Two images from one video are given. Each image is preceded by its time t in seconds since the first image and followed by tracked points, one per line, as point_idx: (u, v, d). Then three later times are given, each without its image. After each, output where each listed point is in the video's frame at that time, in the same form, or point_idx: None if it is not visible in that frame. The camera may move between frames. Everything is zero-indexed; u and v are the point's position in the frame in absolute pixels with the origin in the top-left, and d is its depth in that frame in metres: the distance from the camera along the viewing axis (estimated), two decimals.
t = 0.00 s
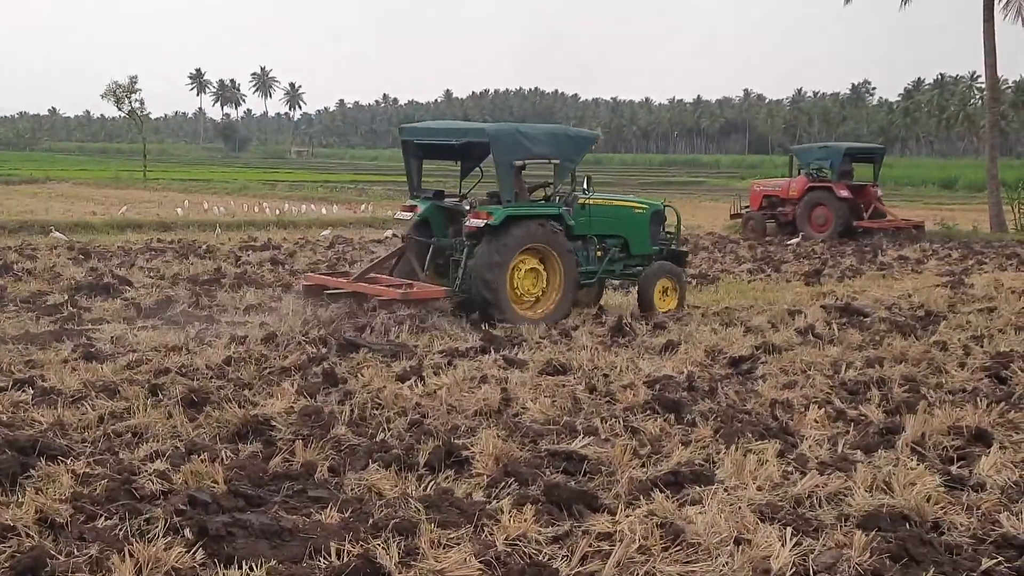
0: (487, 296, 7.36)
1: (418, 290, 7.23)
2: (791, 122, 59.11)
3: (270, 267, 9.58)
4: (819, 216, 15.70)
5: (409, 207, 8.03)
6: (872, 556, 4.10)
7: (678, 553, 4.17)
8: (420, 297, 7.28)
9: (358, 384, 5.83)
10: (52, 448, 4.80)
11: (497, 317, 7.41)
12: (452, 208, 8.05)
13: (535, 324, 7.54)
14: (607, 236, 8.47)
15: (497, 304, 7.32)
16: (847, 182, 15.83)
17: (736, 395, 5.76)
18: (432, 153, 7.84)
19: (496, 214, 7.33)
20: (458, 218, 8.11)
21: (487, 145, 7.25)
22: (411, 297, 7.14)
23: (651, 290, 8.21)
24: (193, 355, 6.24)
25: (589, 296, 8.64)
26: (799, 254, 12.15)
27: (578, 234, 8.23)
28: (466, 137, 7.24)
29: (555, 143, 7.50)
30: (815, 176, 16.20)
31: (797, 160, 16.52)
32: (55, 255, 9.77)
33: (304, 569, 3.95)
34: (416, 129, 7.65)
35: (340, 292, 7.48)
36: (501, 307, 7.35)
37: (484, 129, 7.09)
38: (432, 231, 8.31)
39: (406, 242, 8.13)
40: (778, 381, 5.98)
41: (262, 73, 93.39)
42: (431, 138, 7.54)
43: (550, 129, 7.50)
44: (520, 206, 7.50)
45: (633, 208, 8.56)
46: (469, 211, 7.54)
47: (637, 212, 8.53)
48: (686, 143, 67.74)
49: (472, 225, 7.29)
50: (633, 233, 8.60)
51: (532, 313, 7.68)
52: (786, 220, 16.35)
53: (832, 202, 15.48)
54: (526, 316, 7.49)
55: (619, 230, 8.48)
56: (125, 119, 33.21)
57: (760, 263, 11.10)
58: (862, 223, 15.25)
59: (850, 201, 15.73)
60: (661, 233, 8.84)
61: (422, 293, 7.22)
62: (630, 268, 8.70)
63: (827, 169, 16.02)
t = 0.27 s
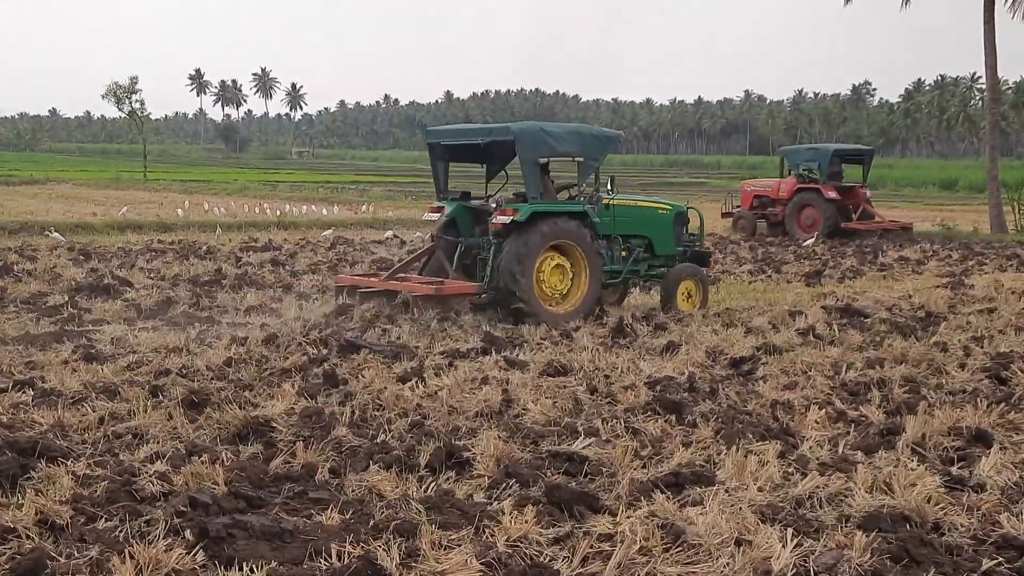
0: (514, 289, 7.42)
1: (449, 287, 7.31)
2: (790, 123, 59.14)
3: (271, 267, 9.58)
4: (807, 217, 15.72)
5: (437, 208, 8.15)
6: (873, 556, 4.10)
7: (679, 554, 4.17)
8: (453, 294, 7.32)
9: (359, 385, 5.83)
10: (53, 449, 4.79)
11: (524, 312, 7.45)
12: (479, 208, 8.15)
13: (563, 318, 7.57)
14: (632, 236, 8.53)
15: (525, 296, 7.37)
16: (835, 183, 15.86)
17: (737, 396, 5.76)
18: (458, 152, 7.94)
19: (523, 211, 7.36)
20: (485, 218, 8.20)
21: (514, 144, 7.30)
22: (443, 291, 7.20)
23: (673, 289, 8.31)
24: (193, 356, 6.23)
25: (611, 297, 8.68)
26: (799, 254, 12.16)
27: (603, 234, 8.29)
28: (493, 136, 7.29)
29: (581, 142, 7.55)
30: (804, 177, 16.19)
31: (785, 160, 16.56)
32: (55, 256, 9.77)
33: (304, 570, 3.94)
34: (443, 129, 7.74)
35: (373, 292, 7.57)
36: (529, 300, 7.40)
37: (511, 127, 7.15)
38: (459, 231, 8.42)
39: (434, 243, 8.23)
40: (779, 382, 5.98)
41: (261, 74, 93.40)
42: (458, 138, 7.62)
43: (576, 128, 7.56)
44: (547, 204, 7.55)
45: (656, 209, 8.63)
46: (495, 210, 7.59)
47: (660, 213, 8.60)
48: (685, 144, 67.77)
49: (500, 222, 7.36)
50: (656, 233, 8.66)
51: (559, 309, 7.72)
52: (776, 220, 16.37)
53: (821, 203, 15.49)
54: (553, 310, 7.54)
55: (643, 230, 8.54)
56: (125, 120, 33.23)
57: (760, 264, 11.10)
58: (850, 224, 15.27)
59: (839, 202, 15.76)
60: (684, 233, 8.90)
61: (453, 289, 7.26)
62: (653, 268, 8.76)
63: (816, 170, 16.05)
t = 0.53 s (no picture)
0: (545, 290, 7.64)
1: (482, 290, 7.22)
2: (786, 125, 59.19)
3: (269, 270, 9.56)
4: (795, 219, 15.72)
5: (466, 209, 8.27)
6: (872, 558, 4.09)
7: (679, 556, 4.16)
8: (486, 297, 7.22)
9: (358, 387, 5.81)
10: (51, 452, 4.78)
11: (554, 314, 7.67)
12: (507, 209, 8.28)
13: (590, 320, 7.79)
14: (655, 237, 8.73)
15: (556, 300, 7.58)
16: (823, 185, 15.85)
17: (737, 398, 5.75)
18: (487, 156, 8.01)
19: (556, 216, 7.56)
20: (513, 219, 8.33)
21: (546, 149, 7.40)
22: (478, 293, 7.10)
23: (696, 288, 8.49)
24: (192, 358, 6.22)
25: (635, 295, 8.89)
26: (798, 256, 12.16)
27: (628, 236, 8.48)
28: (526, 141, 7.39)
29: (611, 147, 7.67)
30: (792, 179, 16.15)
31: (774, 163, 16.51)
32: (53, 258, 9.75)
33: (303, 573, 3.93)
34: (473, 132, 7.79)
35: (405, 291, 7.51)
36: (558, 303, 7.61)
37: (545, 134, 7.25)
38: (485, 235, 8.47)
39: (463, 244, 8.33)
40: (778, 383, 5.98)
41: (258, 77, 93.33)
42: (488, 141, 7.68)
43: (606, 133, 7.68)
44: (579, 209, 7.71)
45: (677, 209, 8.82)
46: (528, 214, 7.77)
47: (681, 214, 8.79)
48: (683, 147, 67.80)
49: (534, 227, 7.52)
50: (677, 233, 8.87)
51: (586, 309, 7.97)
52: (765, 220, 16.35)
53: (808, 205, 15.47)
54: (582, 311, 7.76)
55: (666, 231, 8.75)
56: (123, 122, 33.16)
57: (760, 266, 11.10)
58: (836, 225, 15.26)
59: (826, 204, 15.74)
60: (703, 232, 9.13)
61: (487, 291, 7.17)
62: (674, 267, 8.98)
63: (805, 172, 15.96)
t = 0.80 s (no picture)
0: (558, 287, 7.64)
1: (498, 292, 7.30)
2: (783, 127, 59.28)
3: (263, 272, 9.57)
4: (777, 220, 15.70)
5: (477, 213, 8.32)
6: (865, 559, 4.09)
7: (672, 558, 4.16)
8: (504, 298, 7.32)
9: (352, 389, 5.82)
10: (44, 454, 4.77)
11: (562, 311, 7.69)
12: (518, 212, 8.32)
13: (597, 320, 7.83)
14: (665, 238, 8.76)
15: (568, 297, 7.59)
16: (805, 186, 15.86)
17: (730, 399, 5.76)
18: (498, 160, 8.06)
19: (566, 216, 7.57)
20: (525, 221, 8.37)
21: (556, 151, 7.48)
22: (496, 294, 7.20)
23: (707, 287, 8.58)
24: (186, 360, 6.22)
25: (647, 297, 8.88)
26: (792, 258, 12.18)
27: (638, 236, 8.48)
28: (536, 144, 7.47)
29: (621, 149, 7.73)
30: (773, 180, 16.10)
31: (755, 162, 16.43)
32: (46, 260, 9.74)
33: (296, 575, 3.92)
34: (484, 137, 7.90)
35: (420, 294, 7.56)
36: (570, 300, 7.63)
37: (555, 136, 7.33)
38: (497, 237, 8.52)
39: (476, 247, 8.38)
40: (772, 385, 5.98)
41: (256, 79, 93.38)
42: (499, 145, 7.78)
43: (616, 135, 7.73)
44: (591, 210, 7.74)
45: (685, 209, 8.84)
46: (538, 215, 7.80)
47: (690, 214, 8.81)
48: (680, 149, 67.88)
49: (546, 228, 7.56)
50: (687, 233, 8.88)
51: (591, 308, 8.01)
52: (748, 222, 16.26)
53: (791, 208, 15.46)
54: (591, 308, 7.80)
55: (675, 230, 8.76)
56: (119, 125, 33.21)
57: (754, 268, 11.12)
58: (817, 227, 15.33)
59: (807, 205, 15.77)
60: (712, 232, 9.14)
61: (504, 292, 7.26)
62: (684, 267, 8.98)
63: (786, 173, 15.94)
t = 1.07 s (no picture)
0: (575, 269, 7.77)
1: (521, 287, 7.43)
2: (779, 127, 59.31)
3: (258, 271, 9.55)
4: (760, 220, 15.63)
5: (498, 210, 8.36)
6: (859, 559, 4.09)
7: (666, 558, 4.15)
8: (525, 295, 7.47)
9: (346, 389, 5.81)
10: (37, 454, 4.76)
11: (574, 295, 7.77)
12: (539, 209, 8.38)
13: (599, 315, 7.81)
14: (680, 239, 8.88)
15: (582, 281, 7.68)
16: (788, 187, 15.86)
17: (725, 399, 5.76)
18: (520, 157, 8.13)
19: (590, 215, 7.70)
20: (545, 219, 8.43)
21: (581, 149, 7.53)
22: (518, 291, 7.35)
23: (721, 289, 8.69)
24: (180, 360, 6.21)
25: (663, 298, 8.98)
26: (788, 258, 12.18)
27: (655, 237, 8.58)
28: (562, 142, 7.52)
29: (644, 149, 7.78)
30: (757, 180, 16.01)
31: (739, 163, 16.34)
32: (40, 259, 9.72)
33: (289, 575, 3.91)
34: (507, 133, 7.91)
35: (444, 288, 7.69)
36: (589, 283, 7.70)
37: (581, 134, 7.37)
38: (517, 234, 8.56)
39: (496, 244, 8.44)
40: (767, 385, 5.98)
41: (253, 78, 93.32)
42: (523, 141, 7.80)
43: (639, 136, 7.78)
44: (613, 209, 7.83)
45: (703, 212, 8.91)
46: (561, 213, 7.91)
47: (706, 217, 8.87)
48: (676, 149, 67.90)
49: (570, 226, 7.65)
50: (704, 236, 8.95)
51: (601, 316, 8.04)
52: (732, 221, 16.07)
53: (774, 208, 15.44)
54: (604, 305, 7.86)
55: (691, 233, 8.84)
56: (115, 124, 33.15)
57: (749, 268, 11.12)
58: (801, 227, 15.35)
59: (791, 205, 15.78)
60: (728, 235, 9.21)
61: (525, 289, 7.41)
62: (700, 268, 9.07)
63: (768, 174, 15.88)
